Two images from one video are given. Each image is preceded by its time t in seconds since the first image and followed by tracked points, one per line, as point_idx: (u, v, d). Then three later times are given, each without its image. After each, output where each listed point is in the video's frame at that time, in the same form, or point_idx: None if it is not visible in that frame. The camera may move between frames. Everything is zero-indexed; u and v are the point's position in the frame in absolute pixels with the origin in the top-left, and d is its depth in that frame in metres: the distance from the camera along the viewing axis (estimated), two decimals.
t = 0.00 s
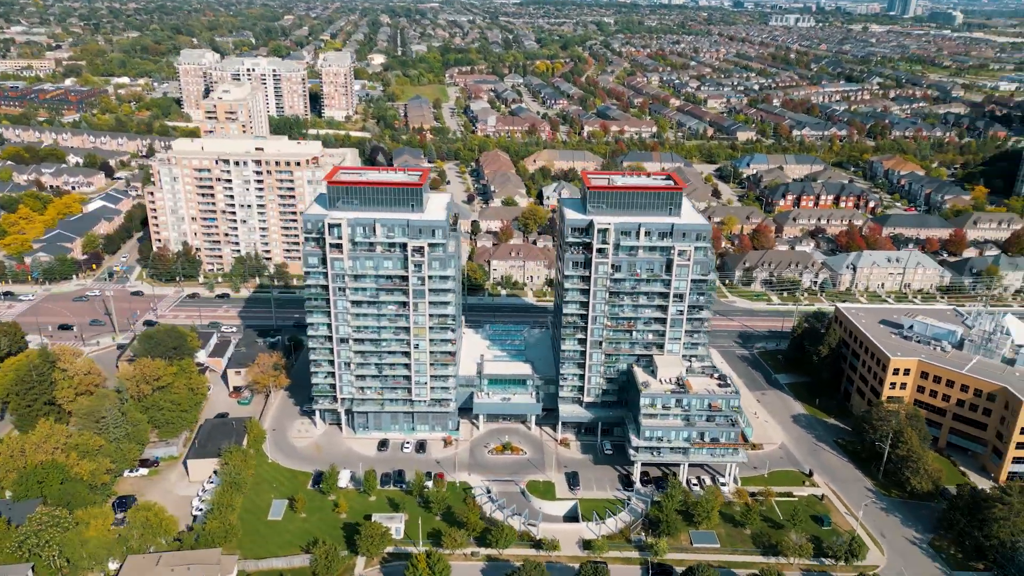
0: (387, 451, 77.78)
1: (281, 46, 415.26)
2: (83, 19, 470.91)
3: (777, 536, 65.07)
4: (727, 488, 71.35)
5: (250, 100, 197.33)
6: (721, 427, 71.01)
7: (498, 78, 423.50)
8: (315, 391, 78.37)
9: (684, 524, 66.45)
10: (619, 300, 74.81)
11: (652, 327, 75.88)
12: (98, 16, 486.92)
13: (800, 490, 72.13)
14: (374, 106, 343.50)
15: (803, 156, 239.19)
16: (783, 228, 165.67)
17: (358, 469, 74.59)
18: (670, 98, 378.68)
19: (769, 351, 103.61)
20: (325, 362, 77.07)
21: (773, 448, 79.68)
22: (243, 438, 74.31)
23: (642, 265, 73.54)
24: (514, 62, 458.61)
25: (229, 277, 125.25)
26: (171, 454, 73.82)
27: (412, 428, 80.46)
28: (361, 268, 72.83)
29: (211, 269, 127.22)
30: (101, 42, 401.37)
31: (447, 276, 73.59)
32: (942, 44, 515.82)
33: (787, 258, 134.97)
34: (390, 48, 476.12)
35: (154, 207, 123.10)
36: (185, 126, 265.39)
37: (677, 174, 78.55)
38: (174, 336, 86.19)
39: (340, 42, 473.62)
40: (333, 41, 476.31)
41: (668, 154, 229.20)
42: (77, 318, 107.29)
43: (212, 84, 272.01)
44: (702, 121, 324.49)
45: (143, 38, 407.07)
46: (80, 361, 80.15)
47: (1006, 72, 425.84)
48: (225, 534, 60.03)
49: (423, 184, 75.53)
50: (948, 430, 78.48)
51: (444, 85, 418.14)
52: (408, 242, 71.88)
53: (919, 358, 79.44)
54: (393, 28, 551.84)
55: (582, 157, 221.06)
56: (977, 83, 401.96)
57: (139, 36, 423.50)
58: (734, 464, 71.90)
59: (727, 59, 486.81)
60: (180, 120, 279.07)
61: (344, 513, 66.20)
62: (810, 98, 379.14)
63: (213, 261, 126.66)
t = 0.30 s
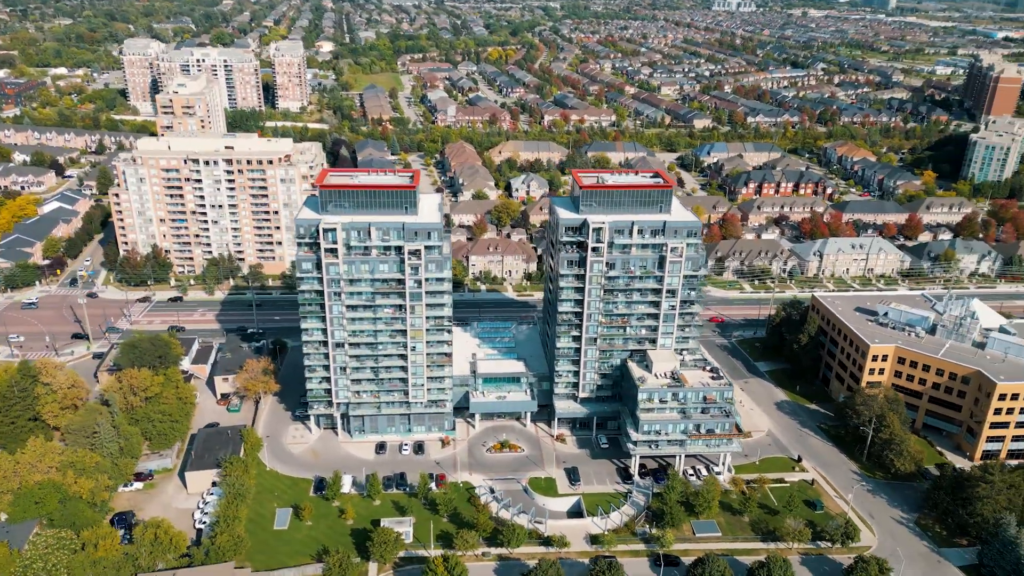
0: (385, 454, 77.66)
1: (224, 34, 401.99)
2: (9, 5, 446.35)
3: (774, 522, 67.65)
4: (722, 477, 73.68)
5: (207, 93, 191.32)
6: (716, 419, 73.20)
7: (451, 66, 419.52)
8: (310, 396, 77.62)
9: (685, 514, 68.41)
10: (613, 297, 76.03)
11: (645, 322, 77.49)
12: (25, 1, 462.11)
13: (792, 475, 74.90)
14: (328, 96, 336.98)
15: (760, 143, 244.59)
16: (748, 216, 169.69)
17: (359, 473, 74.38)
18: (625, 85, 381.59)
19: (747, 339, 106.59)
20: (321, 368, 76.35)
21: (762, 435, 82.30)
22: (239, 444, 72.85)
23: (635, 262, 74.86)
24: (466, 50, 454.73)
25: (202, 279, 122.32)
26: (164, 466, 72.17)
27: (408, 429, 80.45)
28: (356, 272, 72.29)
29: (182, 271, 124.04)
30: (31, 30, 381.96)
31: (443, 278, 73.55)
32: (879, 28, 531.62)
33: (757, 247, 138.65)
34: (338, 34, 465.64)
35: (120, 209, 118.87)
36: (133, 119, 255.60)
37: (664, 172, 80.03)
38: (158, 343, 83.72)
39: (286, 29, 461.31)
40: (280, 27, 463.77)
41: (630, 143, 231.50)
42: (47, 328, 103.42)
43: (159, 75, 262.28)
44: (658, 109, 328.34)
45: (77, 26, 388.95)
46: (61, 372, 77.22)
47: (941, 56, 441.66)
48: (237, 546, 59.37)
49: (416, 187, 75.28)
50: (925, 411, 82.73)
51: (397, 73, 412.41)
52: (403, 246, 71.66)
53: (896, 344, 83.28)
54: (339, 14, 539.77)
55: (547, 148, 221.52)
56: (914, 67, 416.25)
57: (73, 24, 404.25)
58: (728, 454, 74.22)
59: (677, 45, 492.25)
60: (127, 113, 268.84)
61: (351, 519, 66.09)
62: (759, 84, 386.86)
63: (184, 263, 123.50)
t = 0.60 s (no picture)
0: (384, 456, 77.54)
1: (190, 26, 393.30)
2: None
3: (771, 514, 69.12)
4: (719, 470, 75.10)
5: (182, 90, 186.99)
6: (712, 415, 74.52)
7: (424, 59, 416.17)
8: (308, 399, 77.18)
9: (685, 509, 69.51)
10: (609, 295, 76.77)
11: (641, 319, 78.49)
12: None
13: (786, 468, 76.52)
14: (301, 91, 332.69)
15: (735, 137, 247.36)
16: (729, 210, 171.94)
17: (358, 476, 74.21)
18: (599, 79, 382.77)
19: (734, 332, 108.19)
20: (319, 370, 75.87)
21: (754, 428, 83.78)
22: (237, 451, 72.11)
23: (631, 260, 75.61)
24: (438, 43, 452.02)
25: (186, 281, 120.43)
26: (161, 474, 71.40)
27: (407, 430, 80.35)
28: (354, 275, 71.95)
29: (164, 273, 121.97)
30: None
31: (441, 280, 73.54)
32: (844, 20, 539.99)
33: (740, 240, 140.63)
34: (306, 27, 458.74)
35: (100, 210, 116.37)
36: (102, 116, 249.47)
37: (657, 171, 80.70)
38: (149, 349, 82.54)
39: (253, 21, 453.36)
40: (247, 20, 455.50)
41: (608, 137, 232.56)
42: (30, 335, 101.01)
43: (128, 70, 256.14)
44: (633, 102, 329.85)
45: (37, 19, 377.73)
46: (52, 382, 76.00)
47: (905, 47, 449.99)
48: (243, 554, 59.15)
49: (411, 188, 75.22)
50: (911, 402, 85.03)
51: (369, 67, 408.42)
52: (401, 248, 71.49)
53: (883, 337, 85.36)
54: (307, 6, 531.75)
55: (526, 143, 221.65)
56: (880, 59, 423.58)
57: (32, 17, 392.22)
58: (724, 448, 75.53)
59: (648, 37, 494.42)
60: (94, 110, 262.28)
61: (355, 522, 66.01)
62: (731, 76, 390.66)
63: (166, 265, 121.44)
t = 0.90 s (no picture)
0: (384, 457, 77.47)
1: (166, 22, 387.51)
2: None
3: (770, 508, 70.12)
4: (716, 466, 76.03)
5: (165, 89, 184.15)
6: (710, 412, 75.28)
7: (405, 55, 413.34)
8: (306, 402, 76.92)
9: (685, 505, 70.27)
10: (607, 295, 77.21)
11: (638, 318, 79.05)
12: None
13: (782, 463, 77.62)
14: (282, 88, 329.39)
15: (720, 132, 248.77)
16: (716, 205, 173.25)
17: (359, 478, 74.16)
18: (582, 74, 382.88)
19: (726, 327, 109.28)
20: (317, 373, 75.63)
21: (750, 424, 84.78)
22: (236, 455, 71.68)
23: (628, 259, 76.13)
24: (419, 38, 449.40)
25: (174, 283, 119.18)
26: (159, 479, 70.70)
27: (406, 431, 80.25)
28: (352, 277, 71.73)
29: (152, 275, 120.63)
30: None
31: (440, 281, 73.48)
32: (821, 15, 544.36)
33: (729, 237, 141.85)
34: (284, 22, 453.71)
35: (86, 212, 114.78)
36: (80, 114, 245.14)
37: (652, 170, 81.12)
38: (144, 354, 82.02)
39: (230, 17, 447.65)
40: (224, 15, 449.10)
41: (594, 134, 232.83)
42: (19, 339, 99.58)
43: (106, 68, 251.82)
44: (617, 98, 330.51)
45: (8, 14, 369.81)
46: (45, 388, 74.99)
47: (881, 42, 454.98)
48: (248, 559, 58.95)
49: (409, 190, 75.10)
50: (902, 395, 86.57)
51: (350, 63, 405.52)
52: (399, 250, 71.39)
53: (874, 332, 86.74)
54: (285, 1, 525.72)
55: (512, 140, 221.32)
56: (857, 54, 428.09)
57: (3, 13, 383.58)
58: (721, 444, 76.41)
59: (629, 32, 495.41)
60: (72, 109, 257.62)
61: (358, 525, 66.01)
62: (712, 72, 392.52)
63: (154, 266, 120.09)
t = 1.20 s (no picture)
0: (383, 459, 77.40)
1: (142, 18, 381.59)
2: None
3: (768, 504, 71.12)
4: (714, 462, 76.96)
5: (147, 87, 181.33)
6: (708, 409, 76.06)
7: (386, 51, 410.60)
8: (305, 405, 76.64)
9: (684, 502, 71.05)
10: (605, 294, 77.68)
11: (635, 317, 79.60)
12: None
13: (778, 458, 78.70)
14: (264, 85, 326.08)
15: (704, 128, 250.29)
16: (703, 202, 174.60)
17: (359, 480, 74.11)
18: (565, 70, 383.07)
19: (717, 324, 110.29)
20: (316, 376, 75.37)
21: (745, 420, 85.74)
22: (237, 460, 71.27)
23: (625, 259, 76.63)
24: (400, 34, 446.97)
25: (163, 284, 118.03)
26: (158, 485, 70.32)
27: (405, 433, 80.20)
28: (351, 279, 71.51)
29: (141, 277, 119.35)
30: None
31: (439, 283, 73.46)
32: (799, 9, 548.86)
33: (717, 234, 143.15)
34: (262, 17, 448.75)
35: (72, 214, 113.18)
36: (58, 113, 240.91)
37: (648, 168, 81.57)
38: (138, 358, 81.17)
39: (207, 12, 441.86)
40: (202, 11, 442.98)
41: (580, 130, 233.32)
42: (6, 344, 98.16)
43: (84, 65, 247.43)
44: (600, 94, 331.21)
45: None
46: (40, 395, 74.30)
47: (858, 36, 459.69)
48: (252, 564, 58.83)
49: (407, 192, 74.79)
50: (892, 390, 88.07)
51: (331, 59, 402.77)
52: (398, 251, 71.20)
53: (865, 328, 88.07)
54: None
55: (499, 137, 221.10)
56: (835, 48, 432.27)
57: None
58: (718, 441, 77.31)
59: (610, 27, 496.21)
60: (49, 107, 253.04)
61: (361, 528, 66.01)
62: (693, 67, 394.46)
63: (142, 268, 118.77)
